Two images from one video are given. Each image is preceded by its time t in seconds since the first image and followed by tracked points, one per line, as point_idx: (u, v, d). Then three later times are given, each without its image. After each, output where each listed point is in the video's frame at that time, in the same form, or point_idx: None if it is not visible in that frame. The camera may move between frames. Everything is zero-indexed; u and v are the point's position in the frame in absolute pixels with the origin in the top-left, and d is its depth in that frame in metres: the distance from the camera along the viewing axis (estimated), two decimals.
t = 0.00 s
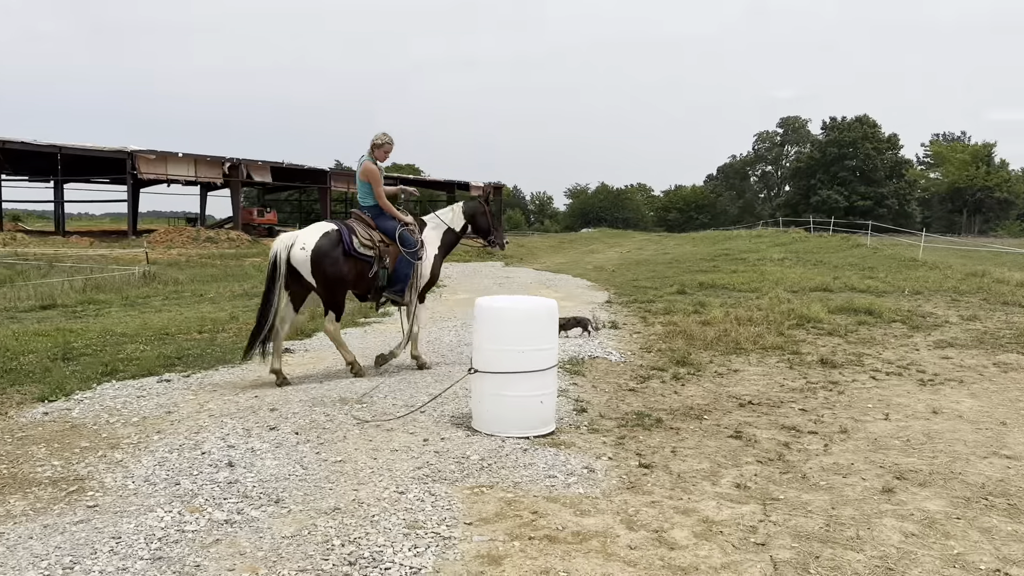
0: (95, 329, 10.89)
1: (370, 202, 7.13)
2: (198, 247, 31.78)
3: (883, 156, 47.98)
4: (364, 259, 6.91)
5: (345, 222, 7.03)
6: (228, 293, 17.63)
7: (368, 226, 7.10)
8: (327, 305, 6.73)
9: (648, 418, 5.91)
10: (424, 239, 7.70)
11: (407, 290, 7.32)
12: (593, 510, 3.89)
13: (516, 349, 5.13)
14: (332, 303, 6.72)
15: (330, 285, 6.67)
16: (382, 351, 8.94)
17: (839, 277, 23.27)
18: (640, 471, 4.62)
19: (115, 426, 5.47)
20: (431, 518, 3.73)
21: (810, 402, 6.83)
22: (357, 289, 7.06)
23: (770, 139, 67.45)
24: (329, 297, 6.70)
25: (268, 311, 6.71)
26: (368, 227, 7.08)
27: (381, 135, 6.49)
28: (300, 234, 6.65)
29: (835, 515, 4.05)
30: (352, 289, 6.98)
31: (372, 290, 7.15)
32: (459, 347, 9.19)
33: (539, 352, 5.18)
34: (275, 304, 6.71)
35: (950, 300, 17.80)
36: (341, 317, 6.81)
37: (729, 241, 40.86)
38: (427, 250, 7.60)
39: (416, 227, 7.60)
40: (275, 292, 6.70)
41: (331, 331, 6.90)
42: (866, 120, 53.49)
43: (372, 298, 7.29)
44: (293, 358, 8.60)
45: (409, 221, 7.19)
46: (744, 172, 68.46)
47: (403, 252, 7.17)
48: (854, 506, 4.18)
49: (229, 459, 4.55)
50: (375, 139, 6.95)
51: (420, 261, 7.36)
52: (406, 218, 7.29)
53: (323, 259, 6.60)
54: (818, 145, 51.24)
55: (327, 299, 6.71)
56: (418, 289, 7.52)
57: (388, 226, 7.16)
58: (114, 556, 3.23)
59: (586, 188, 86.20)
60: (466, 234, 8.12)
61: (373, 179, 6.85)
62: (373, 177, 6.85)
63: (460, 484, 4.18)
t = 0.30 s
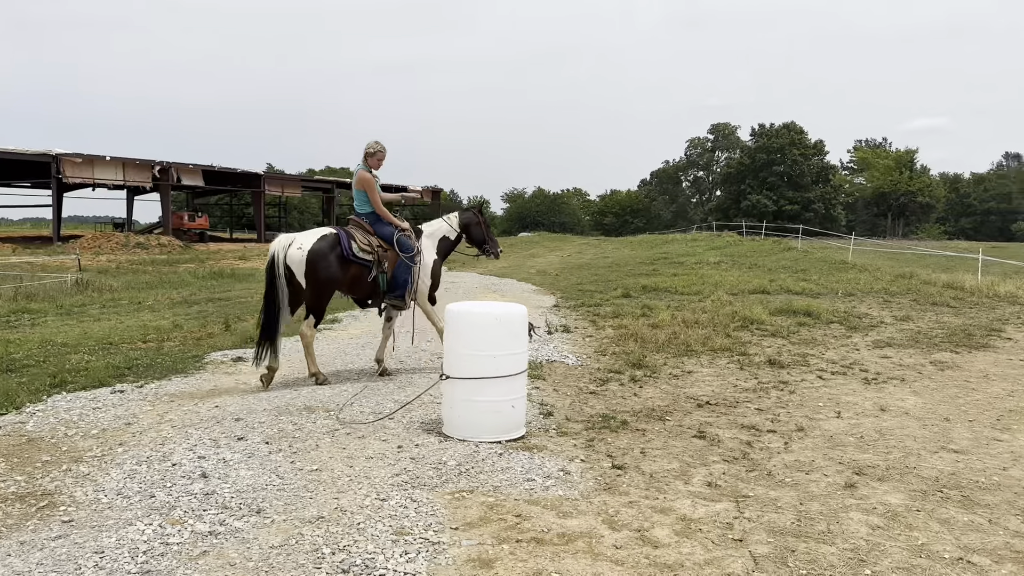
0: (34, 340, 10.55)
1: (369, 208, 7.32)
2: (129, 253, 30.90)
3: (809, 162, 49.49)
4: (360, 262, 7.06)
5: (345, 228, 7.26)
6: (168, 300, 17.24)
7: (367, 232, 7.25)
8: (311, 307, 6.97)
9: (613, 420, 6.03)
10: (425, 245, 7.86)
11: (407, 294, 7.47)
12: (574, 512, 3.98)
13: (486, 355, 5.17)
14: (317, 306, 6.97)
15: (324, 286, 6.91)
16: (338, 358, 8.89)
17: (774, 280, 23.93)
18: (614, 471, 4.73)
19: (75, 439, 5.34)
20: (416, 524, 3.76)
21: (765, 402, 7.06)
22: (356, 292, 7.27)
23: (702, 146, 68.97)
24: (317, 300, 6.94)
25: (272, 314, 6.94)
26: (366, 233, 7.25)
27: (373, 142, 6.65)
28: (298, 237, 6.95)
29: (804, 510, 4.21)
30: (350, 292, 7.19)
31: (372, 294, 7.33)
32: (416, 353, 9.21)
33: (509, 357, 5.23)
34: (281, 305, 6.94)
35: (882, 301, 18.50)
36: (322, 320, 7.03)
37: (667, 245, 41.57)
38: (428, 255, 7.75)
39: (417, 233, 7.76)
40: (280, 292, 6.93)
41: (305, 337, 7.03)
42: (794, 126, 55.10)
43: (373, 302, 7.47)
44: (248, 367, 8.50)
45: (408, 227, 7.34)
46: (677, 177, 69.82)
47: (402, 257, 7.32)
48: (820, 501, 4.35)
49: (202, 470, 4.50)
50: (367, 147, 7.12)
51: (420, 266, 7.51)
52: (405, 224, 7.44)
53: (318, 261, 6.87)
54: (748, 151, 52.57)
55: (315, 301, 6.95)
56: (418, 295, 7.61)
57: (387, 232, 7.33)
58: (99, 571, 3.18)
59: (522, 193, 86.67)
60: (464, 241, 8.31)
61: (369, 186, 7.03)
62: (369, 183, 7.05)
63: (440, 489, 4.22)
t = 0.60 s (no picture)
0: None
1: (368, 211, 7.43)
2: (58, 260, 29.91)
3: (742, 166, 50.71)
4: (359, 264, 7.19)
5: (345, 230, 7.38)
6: (106, 306, 16.80)
7: (366, 233, 7.38)
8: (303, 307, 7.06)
9: (581, 416, 6.16)
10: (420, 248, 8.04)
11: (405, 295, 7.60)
12: (557, 503, 4.07)
13: (459, 353, 5.24)
14: (311, 307, 7.05)
15: (323, 287, 7.03)
16: (297, 362, 8.83)
17: (715, 281, 24.46)
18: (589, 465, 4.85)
19: (38, 446, 5.22)
20: (404, 519, 3.81)
21: (723, 396, 7.26)
22: (355, 293, 7.40)
23: (638, 150, 70.03)
24: (312, 302, 7.05)
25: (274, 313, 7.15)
26: (366, 235, 7.37)
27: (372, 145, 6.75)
28: (298, 238, 7.09)
29: (773, 497, 4.39)
30: (349, 292, 7.32)
31: (371, 294, 7.45)
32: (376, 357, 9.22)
33: (482, 354, 5.32)
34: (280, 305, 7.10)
35: (819, 301, 19.08)
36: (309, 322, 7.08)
37: (608, 248, 42.09)
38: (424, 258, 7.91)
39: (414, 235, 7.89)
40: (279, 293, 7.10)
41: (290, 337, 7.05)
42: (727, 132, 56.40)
43: (372, 303, 7.59)
44: (204, 371, 8.38)
45: (406, 228, 7.47)
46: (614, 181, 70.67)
47: (400, 259, 7.45)
48: (787, 489, 4.54)
49: (180, 473, 4.45)
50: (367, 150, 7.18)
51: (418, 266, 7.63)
52: (404, 226, 7.57)
53: (316, 262, 6.98)
54: (683, 156, 53.54)
55: (312, 304, 7.08)
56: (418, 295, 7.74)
57: (387, 234, 7.45)
58: (93, 573, 3.15)
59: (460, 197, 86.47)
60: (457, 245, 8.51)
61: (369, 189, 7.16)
62: (368, 186, 7.17)
63: (423, 486, 4.27)
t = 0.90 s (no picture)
0: None
1: (363, 215, 7.56)
2: None
3: (682, 170, 51.63)
4: (354, 267, 7.37)
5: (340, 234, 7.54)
6: (47, 314, 16.34)
7: (360, 238, 7.52)
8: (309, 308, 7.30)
9: (552, 418, 6.28)
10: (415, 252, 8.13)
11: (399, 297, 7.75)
12: (540, 503, 4.17)
13: (434, 358, 5.29)
14: (313, 308, 7.27)
15: (320, 291, 7.22)
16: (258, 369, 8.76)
17: (662, 282, 24.88)
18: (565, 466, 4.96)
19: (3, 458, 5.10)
20: (393, 522, 3.86)
21: (685, 395, 7.46)
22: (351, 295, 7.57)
23: (581, 154, 70.69)
24: (313, 304, 7.25)
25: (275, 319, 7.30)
26: (360, 239, 7.51)
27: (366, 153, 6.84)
28: (295, 243, 7.29)
29: (745, 491, 4.56)
30: (345, 295, 7.50)
31: (366, 297, 7.62)
32: (338, 362, 9.21)
33: (457, 359, 5.38)
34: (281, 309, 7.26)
35: (764, 301, 19.57)
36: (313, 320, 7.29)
37: (554, 250, 42.43)
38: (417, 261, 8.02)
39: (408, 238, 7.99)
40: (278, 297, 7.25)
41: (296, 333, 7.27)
42: (668, 135, 57.36)
43: (367, 305, 7.75)
44: (163, 379, 8.26)
45: (399, 232, 7.58)
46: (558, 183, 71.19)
47: (393, 262, 7.58)
48: (756, 483, 4.72)
49: (158, 481, 4.42)
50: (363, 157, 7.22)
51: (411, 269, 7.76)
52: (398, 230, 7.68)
53: (313, 267, 7.16)
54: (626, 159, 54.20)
55: (312, 306, 7.27)
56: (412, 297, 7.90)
57: (381, 238, 7.58)
58: None
59: (404, 199, 85.97)
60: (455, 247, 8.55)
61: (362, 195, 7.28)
62: (361, 192, 7.29)
63: (407, 489, 4.32)
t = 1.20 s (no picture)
0: None
1: (358, 218, 7.47)
2: None
3: (629, 170, 52.20)
4: (349, 271, 7.28)
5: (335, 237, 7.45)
6: None
7: (355, 241, 7.45)
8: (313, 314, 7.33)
9: (525, 416, 6.33)
10: (413, 254, 8.18)
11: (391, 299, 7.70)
12: (525, 500, 4.22)
13: (414, 359, 5.31)
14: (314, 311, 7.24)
15: (317, 294, 7.15)
16: (219, 374, 8.65)
17: (615, 281, 25.14)
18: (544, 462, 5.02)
19: None
20: (383, 522, 3.86)
21: (654, 391, 7.59)
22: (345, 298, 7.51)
23: (530, 154, 70.96)
24: (314, 308, 7.22)
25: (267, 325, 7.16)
26: (355, 243, 7.43)
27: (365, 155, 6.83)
28: (291, 246, 7.21)
29: (722, 483, 4.67)
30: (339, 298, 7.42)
31: (359, 300, 7.55)
32: (303, 367, 9.13)
33: (436, 358, 5.42)
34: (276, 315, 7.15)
35: (716, 298, 19.94)
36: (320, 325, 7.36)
37: (505, 250, 42.51)
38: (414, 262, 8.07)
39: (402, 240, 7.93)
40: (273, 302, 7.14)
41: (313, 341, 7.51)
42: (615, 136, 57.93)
43: (361, 307, 7.71)
44: (123, 385, 8.08)
45: (394, 235, 7.51)
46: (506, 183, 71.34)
47: (387, 265, 7.52)
48: (732, 475, 4.84)
49: (137, 487, 4.35)
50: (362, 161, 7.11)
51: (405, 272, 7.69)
52: (392, 233, 7.61)
53: (310, 270, 7.11)
54: (573, 160, 54.59)
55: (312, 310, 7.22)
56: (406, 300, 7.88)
57: (375, 241, 7.50)
58: None
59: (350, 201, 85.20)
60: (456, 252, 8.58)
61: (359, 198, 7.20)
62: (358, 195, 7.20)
63: (392, 490, 4.33)
